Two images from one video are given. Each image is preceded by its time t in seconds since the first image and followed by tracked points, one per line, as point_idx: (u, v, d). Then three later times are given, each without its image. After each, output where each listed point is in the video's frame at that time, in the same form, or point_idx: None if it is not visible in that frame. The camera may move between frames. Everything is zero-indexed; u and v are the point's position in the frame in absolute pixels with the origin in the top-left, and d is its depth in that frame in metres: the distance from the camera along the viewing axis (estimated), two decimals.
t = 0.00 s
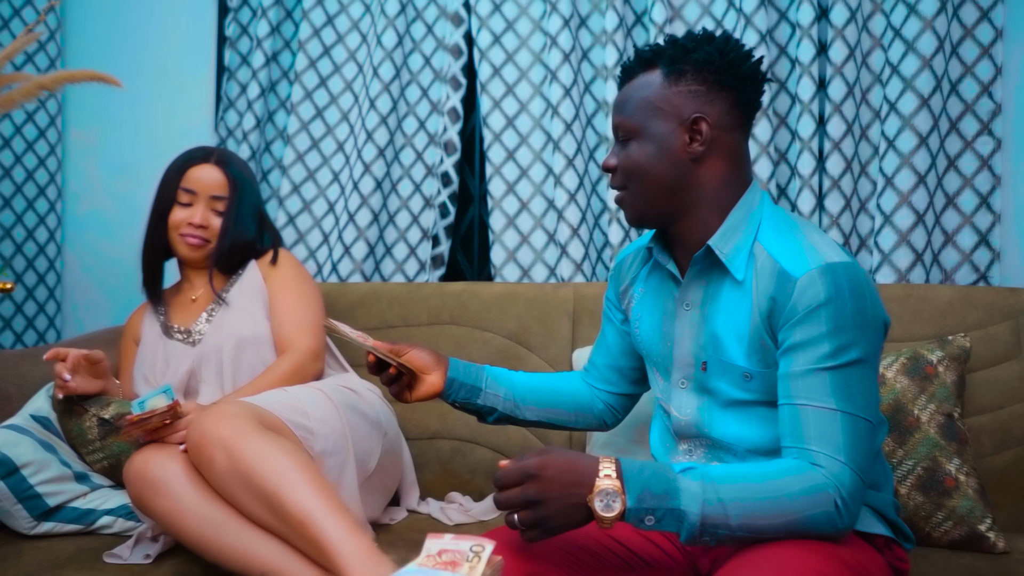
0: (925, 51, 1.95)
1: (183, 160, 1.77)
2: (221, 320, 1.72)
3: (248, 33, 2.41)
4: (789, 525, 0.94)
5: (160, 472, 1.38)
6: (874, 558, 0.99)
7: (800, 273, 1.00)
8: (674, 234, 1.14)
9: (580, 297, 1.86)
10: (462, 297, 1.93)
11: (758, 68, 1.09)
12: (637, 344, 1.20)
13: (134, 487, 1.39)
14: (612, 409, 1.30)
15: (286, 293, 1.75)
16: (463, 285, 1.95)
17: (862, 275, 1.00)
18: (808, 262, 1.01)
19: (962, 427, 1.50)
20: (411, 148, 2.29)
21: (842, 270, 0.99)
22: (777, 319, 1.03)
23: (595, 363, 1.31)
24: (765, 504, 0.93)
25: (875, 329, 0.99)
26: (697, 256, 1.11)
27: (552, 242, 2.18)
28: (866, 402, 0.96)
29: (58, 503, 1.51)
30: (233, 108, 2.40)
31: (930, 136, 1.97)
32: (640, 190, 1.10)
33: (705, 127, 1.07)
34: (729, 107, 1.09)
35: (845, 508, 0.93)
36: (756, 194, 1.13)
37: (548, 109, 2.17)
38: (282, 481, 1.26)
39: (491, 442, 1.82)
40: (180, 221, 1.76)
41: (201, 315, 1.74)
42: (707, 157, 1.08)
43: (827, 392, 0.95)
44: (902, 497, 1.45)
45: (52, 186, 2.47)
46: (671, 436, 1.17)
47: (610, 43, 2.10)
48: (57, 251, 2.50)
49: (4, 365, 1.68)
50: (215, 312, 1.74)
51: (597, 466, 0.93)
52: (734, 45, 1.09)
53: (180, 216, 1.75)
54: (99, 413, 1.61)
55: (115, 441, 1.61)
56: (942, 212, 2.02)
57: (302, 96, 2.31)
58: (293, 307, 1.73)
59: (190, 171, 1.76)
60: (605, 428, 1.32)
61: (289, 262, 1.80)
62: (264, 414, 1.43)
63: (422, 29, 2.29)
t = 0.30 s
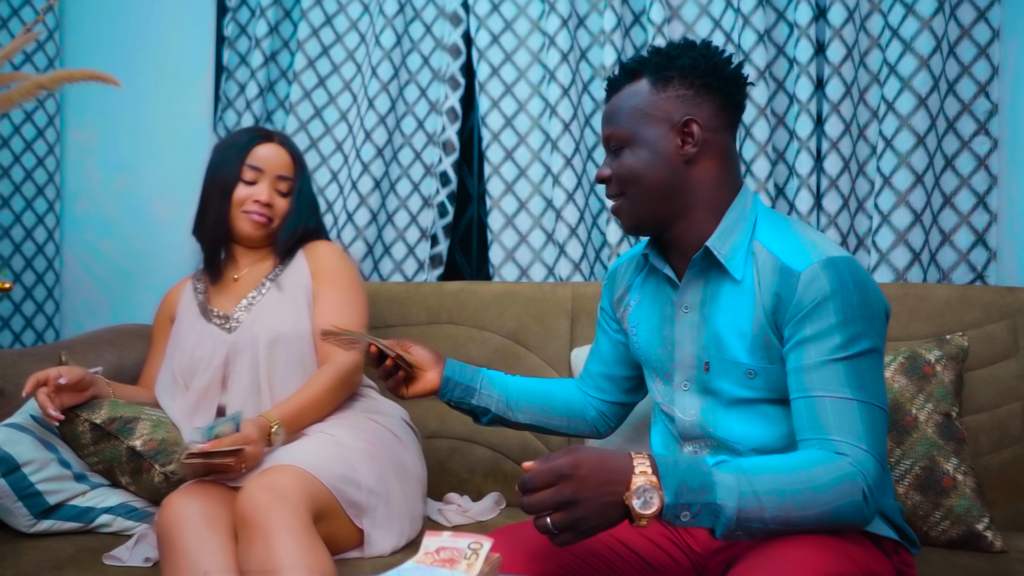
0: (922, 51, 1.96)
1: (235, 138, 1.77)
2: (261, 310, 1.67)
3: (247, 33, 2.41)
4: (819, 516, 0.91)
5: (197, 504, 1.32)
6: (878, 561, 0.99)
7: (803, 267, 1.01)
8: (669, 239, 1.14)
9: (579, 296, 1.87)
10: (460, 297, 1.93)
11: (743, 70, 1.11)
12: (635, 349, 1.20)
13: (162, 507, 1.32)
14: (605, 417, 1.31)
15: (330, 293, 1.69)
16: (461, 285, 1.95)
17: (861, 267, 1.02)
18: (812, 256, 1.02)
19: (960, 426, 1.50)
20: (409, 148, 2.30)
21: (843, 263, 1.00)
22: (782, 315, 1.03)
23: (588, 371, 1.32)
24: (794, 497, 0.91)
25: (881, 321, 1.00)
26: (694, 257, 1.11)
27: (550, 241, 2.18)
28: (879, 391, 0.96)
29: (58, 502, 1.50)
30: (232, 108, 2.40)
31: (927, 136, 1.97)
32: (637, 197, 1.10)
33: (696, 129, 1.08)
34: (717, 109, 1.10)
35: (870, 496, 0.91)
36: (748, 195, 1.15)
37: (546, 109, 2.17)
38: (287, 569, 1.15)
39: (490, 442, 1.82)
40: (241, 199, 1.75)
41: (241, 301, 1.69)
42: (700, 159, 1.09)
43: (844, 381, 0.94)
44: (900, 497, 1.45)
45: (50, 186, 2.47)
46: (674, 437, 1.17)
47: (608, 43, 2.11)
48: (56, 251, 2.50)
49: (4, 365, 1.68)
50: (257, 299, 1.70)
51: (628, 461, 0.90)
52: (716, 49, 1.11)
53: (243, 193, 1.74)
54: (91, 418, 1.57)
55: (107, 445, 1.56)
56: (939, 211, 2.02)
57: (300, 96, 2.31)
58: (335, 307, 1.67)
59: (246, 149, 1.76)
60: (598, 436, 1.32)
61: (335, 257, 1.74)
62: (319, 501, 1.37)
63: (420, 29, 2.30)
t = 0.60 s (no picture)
0: (921, 51, 1.96)
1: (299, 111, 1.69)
2: (336, 295, 1.63)
3: (246, 33, 2.42)
4: (816, 530, 0.87)
5: (227, 525, 1.34)
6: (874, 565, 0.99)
7: (802, 270, 0.98)
8: (667, 236, 1.13)
9: (578, 296, 1.87)
10: (459, 297, 1.93)
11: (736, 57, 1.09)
12: (637, 348, 1.21)
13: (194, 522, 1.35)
14: (622, 413, 1.30)
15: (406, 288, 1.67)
16: (459, 285, 1.96)
17: (865, 269, 0.98)
18: (812, 258, 0.98)
19: (958, 425, 1.50)
20: (408, 148, 2.30)
21: (844, 266, 0.96)
22: (781, 320, 1.01)
23: (601, 366, 1.31)
24: (790, 509, 0.87)
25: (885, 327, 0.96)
26: (691, 257, 1.10)
27: (549, 241, 2.18)
28: (881, 400, 0.92)
29: (56, 498, 1.50)
30: (231, 108, 2.40)
31: (925, 136, 1.97)
32: (631, 193, 1.08)
33: (688, 121, 1.05)
34: (711, 98, 1.08)
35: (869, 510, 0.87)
36: (749, 192, 1.13)
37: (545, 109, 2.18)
38: None
39: (489, 441, 1.82)
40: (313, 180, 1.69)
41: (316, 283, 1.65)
42: (695, 152, 1.07)
43: (843, 389, 0.91)
44: (899, 496, 1.45)
45: (49, 186, 2.47)
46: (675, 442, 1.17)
47: (606, 43, 2.11)
48: (55, 250, 2.50)
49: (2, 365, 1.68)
50: (330, 283, 1.65)
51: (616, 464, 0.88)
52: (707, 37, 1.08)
53: (315, 174, 1.68)
54: (104, 406, 1.56)
55: (112, 438, 1.56)
56: (937, 211, 2.02)
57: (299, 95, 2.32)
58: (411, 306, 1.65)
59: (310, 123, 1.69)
60: (616, 431, 1.32)
61: (412, 251, 1.73)
62: (356, 555, 1.36)
63: (419, 29, 2.30)
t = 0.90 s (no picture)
0: (920, 52, 1.97)
1: (335, 114, 1.64)
2: (377, 306, 1.64)
3: (244, 33, 2.42)
4: (705, 533, 0.79)
5: (234, 532, 1.33)
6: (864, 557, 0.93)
7: (736, 262, 0.87)
8: (614, 216, 1.02)
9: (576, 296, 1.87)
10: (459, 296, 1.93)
11: (696, 28, 0.97)
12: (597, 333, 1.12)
13: (200, 524, 1.34)
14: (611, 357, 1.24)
15: (447, 301, 1.66)
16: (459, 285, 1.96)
17: (808, 261, 0.86)
18: (748, 247, 0.87)
19: (956, 425, 1.50)
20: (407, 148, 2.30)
21: (781, 257, 0.85)
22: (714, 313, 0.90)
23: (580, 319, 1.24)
24: (674, 508, 0.79)
25: (818, 321, 0.85)
26: (630, 247, 1.00)
27: (548, 241, 2.17)
28: (804, 401, 0.82)
29: (52, 498, 1.49)
30: (230, 108, 2.40)
31: (925, 136, 1.98)
32: (569, 173, 0.98)
33: (632, 99, 0.94)
34: (663, 73, 0.96)
35: (768, 518, 0.79)
36: (708, 166, 1.00)
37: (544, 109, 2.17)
38: None
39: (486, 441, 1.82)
40: (344, 189, 1.66)
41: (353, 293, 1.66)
42: (640, 130, 0.95)
43: (758, 389, 0.81)
44: (897, 495, 1.45)
45: (48, 186, 2.47)
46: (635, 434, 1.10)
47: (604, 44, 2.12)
48: (53, 250, 2.50)
49: None
50: (369, 293, 1.65)
51: (491, 435, 0.82)
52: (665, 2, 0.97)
53: (346, 183, 1.66)
54: (104, 398, 1.56)
55: (111, 431, 1.55)
56: (937, 212, 2.03)
57: (298, 95, 2.32)
58: (451, 318, 1.64)
59: (345, 125, 1.65)
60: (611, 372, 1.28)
61: (454, 259, 1.70)
62: (367, 566, 1.35)
63: (418, 29, 2.30)
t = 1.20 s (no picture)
0: (921, 53, 1.96)
1: (350, 116, 1.65)
2: (391, 312, 1.63)
3: (244, 34, 2.42)
4: (579, 470, 0.83)
5: (235, 535, 1.33)
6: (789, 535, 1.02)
7: (677, 218, 0.92)
8: (579, 172, 1.06)
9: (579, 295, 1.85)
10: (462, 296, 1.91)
11: None
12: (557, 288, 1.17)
13: (200, 528, 1.33)
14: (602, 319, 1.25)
15: (461, 311, 1.66)
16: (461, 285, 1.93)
17: (743, 225, 0.89)
18: (690, 207, 0.92)
19: (958, 426, 1.50)
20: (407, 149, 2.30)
21: (718, 216, 0.89)
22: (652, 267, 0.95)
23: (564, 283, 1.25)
24: (548, 437, 0.84)
25: (741, 284, 0.88)
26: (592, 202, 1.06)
27: (549, 242, 2.17)
28: (709, 360, 0.85)
29: (52, 499, 1.49)
30: (230, 109, 2.40)
31: (926, 138, 1.97)
32: (529, 127, 1.02)
33: (582, 51, 0.97)
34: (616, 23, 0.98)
35: (643, 465, 0.82)
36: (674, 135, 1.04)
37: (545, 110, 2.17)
38: None
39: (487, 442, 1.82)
40: (353, 192, 1.66)
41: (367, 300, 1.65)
42: (592, 82, 0.98)
43: (666, 334, 0.85)
44: (898, 496, 1.44)
45: (48, 186, 2.47)
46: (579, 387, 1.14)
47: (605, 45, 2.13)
48: (53, 251, 2.49)
49: None
50: (383, 300, 1.65)
51: (396, 350, 0.90)
52: None
53: (353, 187, 1.66)
54: (104, 399, 1.55)
55: (111, 432, 1.55)
56: (938, 213, 2.02)
57: (298, 96, 2.32)
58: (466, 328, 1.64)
59: (358, 128, 1.65)
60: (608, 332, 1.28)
61: (467, 267, 1.70)
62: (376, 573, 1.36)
63: (418, 29, 2.30)
